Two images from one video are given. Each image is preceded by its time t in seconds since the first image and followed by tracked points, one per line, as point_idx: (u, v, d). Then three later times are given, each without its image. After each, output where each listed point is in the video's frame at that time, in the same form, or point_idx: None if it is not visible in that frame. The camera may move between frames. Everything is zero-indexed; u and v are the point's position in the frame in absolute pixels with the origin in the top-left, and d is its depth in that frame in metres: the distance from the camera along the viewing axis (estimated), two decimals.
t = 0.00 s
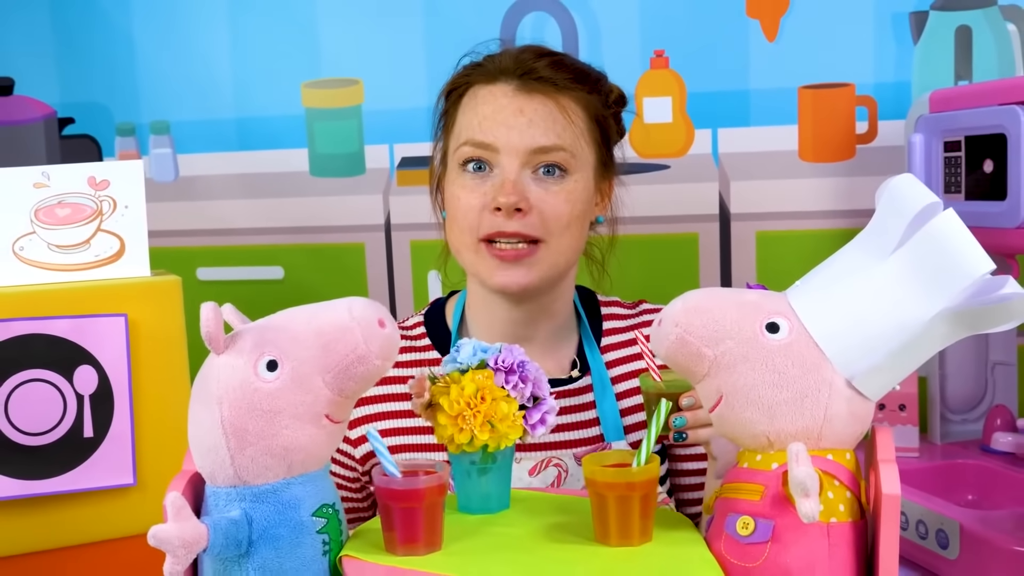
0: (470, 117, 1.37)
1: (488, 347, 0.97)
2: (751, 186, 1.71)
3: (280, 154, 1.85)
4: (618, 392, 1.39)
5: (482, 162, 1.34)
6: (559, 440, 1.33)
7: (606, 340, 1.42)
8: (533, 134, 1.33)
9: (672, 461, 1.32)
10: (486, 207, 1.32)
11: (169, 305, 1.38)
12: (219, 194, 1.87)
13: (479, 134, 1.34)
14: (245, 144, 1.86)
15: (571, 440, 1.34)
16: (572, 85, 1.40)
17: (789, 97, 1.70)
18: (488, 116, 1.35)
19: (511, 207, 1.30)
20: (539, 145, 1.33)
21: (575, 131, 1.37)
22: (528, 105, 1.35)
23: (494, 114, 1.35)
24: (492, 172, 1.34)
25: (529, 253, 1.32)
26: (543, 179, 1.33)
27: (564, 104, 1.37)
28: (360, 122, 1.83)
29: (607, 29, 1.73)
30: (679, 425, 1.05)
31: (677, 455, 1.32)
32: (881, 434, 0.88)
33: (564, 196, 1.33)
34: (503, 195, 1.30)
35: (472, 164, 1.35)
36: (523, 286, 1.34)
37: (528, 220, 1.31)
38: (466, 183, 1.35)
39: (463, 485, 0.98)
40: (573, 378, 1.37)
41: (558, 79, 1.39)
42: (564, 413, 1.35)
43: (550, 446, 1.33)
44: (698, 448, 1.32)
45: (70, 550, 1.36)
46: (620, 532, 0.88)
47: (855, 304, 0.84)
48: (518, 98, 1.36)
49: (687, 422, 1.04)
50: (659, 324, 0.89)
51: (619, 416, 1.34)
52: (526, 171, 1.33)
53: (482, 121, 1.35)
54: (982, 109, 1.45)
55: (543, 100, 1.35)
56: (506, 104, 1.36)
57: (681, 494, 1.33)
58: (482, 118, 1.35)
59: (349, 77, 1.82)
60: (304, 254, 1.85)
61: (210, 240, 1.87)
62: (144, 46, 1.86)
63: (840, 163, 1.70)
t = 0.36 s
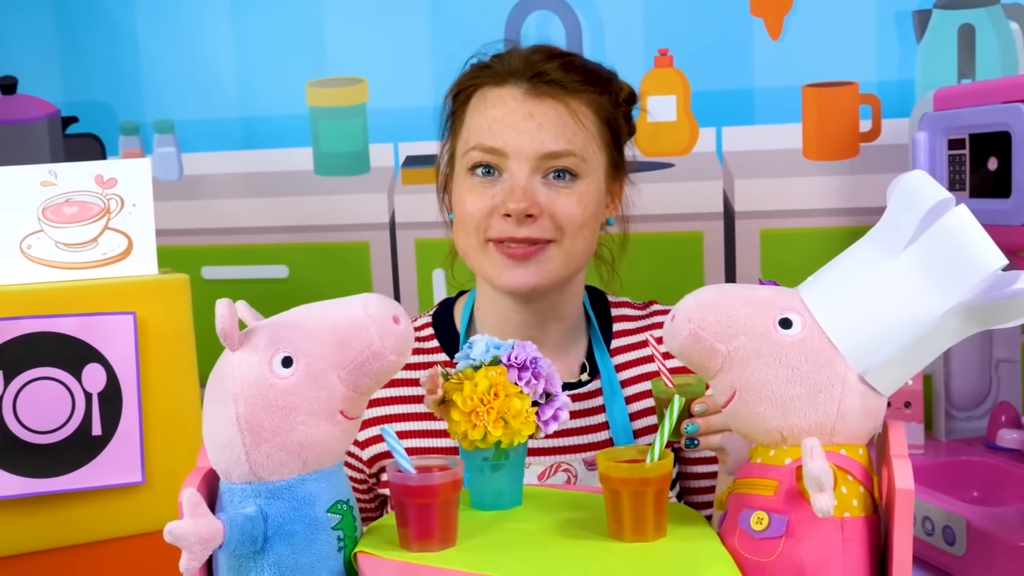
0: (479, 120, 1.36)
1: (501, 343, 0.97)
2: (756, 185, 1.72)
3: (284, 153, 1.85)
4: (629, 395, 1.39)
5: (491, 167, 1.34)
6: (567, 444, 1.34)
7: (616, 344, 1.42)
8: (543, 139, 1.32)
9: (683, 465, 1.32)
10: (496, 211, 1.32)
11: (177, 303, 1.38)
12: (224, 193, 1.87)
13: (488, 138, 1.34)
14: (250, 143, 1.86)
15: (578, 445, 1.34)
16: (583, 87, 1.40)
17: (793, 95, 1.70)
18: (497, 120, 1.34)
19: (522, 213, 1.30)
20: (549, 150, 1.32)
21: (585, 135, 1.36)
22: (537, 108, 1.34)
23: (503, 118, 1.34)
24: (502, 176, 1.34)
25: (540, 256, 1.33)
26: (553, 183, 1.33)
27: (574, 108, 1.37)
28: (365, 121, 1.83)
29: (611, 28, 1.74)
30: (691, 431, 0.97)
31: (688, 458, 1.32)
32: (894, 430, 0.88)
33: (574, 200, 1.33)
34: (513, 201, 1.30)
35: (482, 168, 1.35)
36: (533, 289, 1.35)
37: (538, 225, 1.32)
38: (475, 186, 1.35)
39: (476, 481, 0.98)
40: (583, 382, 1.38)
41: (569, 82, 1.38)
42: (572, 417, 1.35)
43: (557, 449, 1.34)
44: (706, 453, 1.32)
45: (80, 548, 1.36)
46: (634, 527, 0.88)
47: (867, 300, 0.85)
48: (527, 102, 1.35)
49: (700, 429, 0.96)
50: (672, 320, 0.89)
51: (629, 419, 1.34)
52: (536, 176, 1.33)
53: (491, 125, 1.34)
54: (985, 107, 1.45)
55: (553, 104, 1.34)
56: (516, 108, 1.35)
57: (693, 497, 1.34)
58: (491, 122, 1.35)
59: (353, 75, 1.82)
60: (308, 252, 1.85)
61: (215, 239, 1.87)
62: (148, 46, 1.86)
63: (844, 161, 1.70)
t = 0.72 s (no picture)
0: (489, 111, 1.37)
1: (516, 340, 0.97)
2: (762, 184, 1.72)
3: (288, 151, 1.84)
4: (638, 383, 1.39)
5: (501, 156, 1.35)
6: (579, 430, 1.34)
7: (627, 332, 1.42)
8: (553, 129, 1.33)
9: (695, 453, 1.33)
10: (507, 200, 1.33)
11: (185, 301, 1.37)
12: (228, 191, 1.86)
13: (498, 128, 1.35)
14: (254, 141, 1.85)
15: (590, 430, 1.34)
16: (591, 78, 1.40)
17: (799, 95, 1.70)
18: (507, 110, 1.35)
19: (533, 201, 1.31)
20: (559, 139, 1.33)
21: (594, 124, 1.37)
22: (547, 99, 1.35)
23: (512, 108, 1.35)
24: (512, 165, 1.34)
25: (551, 244, 1.33)
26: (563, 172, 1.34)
27: (582, 98, 1.37)
28: (370, 119, 1.82)
29: (618, 26, 1.74)
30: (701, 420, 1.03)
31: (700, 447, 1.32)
32: (911, 427, 0.88)
33: (585, 189, 1.34)
34: (524, 190, 1.31)
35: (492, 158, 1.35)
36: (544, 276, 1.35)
37: (549, 212, 1.32)
38: (485, 176, 1.35)
39: (491, 479, 0.98)
40: (595, 368, 1.38)
41: (577, 73, 1.39)
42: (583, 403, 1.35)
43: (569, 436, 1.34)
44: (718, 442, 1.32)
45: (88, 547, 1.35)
46: (652, 524, 0.88)
47: (885, 296, 0.85)
48: (537, 92, 1.36)
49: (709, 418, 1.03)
50: (689, 316, 0.89)
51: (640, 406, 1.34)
52: (546, 166, 1.34)
53: (501, 115, 1.35)
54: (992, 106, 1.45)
55: (562, 95, 1.35)
56: (526, 99, 1.35)
57: (702, 486, 1.34)
58: (500, 112, 1.35)
59: (358, 73, 1.81)
60: (313, 251, 1.85)
61: (219, 238, 1.87)
62: (153, 43, 1.86)
63: (850, 160, 1.70)
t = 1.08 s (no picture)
0: (471, 133, 1.36)
1: (523, 337, 0.96)
2: (760, 183, 1.71)
3: (284, 148, 1.83)
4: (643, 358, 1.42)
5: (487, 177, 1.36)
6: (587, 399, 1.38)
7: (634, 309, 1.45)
8: (533, 152, 1.33)
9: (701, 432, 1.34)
10: (497, 219, 1.37)
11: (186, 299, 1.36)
12: (223, 189, 1.85)
13: (480, 153, 1.35)
14: (249, 139, 1.84)
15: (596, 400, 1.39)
16: (569, 88, 1.36)
17: (797, 94, 1.70)
18: (486, 135, 1.34)
19: (521, 224, 1.35)
20: (539, 160, 1.34)
21: (574, 136, 1.36)
22: (524, 121, 1.33)
23: (491, 132, 1.34)
24: (498, 185, 1.36)
25: (546, 255, 1.39)
26: (547, 187, 1.36)
27: (559, 112, 1.35)
28: (366, 117, 1.81)
29: (616, 25, 1.73)
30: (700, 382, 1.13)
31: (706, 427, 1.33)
32: (920, 423, 0.88)
33: (570, 201, 1.36)
34: (511, 214, 1.34)
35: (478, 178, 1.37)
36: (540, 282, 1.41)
37: (538, 228, 1.37)
38: (474, 195, 1.38)
39: (497, 476, 0.97)
40: (599, 340, 1.42)
41: (555, 86, 1.35)
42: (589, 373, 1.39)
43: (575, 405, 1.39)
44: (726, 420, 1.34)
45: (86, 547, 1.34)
46: (661, 522, 0.87)
47: (895, 291, 0.85)
48: (513, 114, 1.33)
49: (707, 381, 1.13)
50: (698, 313, 0.89)
51: (644, 377, 1.39)
52: (531, 184, 1.35)
53: (480, 140, 1.35)
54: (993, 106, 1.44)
55: (537, 117, 1.33)
56: (503, 124, 1.33)
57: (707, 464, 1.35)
58: (480, 136, 1.35)
59: (355, 71, 1.80)
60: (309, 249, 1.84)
61: (215, 236, 1.86)
62: (147, 40, 1.85)
63: (848, 160, 1.70)
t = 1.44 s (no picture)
0: (479, 126, 1.36)
1: (527, 336, 0.96)
2: (754, 182, 1.71)
3: (275, 147, 1.82)
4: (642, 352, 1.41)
5: (494, 170, 1.36)
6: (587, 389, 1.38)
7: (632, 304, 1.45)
8: (540, 144, 1.33)
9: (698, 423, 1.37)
10: (504, 211, 1.36)
11: (180, 299, 1.34)
12: (214, 188, 1.83)
13: (488, 145, 1.35)
14: (241, 137, 1.82)
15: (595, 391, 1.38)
16: (575, 83, 1.36)
17: (792, 94, 1.70)
18: (494, 128, 1.34)
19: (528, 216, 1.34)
20: (547, 153, 1.34)
21: (581, 129, 1.36)
22: (532, 113, 1.33)
23: (499, 125, 1.34)
24: (505, 178, 1.36)
25: (550, 244, 1.38)
26: (554, 180, 1.35)
27: (566, 105, 1.35)
28: (359, 116, 1.80)
29: (611, 24, 1.72)
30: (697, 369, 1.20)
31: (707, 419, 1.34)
32: (928, 423, 0.89)
33: (576, 193, 1.36)
34: (519, 205, 1.34)
35: (486, 170, 1.36)
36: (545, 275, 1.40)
37: (545, 220, 1.36)
38: (481, 188, 1.38)
39: (501, 478, 0.96)
40: (598, 332, 1.42)
41: (561, 82, 1.35)
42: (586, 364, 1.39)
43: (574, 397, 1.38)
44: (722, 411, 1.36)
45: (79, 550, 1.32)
46: (668, 522, 0.87)
47: (905, 291, 0.86)
48: (521, 106, 1.33)
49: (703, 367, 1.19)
50: (706, 312, 0.90)
51: (642, 369, 1.38)
52: (538, 177, 1.35)
53: (489, 132, 1.35)
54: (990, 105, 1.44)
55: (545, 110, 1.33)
56: (512, 116, 1.33)
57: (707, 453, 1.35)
58: (488, 129, 1.35)
59: (348, 69, 1.79)
60: (301, 248, 1.82)
61: (207, 235, 1.84)
62: (137, 37, 1.83)
63: (843, 159, 1.70)
